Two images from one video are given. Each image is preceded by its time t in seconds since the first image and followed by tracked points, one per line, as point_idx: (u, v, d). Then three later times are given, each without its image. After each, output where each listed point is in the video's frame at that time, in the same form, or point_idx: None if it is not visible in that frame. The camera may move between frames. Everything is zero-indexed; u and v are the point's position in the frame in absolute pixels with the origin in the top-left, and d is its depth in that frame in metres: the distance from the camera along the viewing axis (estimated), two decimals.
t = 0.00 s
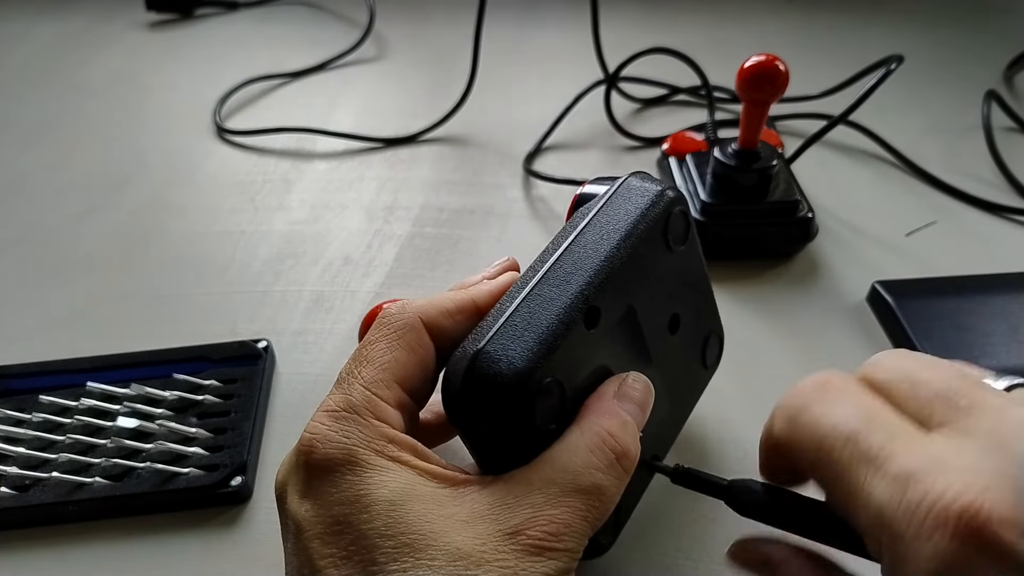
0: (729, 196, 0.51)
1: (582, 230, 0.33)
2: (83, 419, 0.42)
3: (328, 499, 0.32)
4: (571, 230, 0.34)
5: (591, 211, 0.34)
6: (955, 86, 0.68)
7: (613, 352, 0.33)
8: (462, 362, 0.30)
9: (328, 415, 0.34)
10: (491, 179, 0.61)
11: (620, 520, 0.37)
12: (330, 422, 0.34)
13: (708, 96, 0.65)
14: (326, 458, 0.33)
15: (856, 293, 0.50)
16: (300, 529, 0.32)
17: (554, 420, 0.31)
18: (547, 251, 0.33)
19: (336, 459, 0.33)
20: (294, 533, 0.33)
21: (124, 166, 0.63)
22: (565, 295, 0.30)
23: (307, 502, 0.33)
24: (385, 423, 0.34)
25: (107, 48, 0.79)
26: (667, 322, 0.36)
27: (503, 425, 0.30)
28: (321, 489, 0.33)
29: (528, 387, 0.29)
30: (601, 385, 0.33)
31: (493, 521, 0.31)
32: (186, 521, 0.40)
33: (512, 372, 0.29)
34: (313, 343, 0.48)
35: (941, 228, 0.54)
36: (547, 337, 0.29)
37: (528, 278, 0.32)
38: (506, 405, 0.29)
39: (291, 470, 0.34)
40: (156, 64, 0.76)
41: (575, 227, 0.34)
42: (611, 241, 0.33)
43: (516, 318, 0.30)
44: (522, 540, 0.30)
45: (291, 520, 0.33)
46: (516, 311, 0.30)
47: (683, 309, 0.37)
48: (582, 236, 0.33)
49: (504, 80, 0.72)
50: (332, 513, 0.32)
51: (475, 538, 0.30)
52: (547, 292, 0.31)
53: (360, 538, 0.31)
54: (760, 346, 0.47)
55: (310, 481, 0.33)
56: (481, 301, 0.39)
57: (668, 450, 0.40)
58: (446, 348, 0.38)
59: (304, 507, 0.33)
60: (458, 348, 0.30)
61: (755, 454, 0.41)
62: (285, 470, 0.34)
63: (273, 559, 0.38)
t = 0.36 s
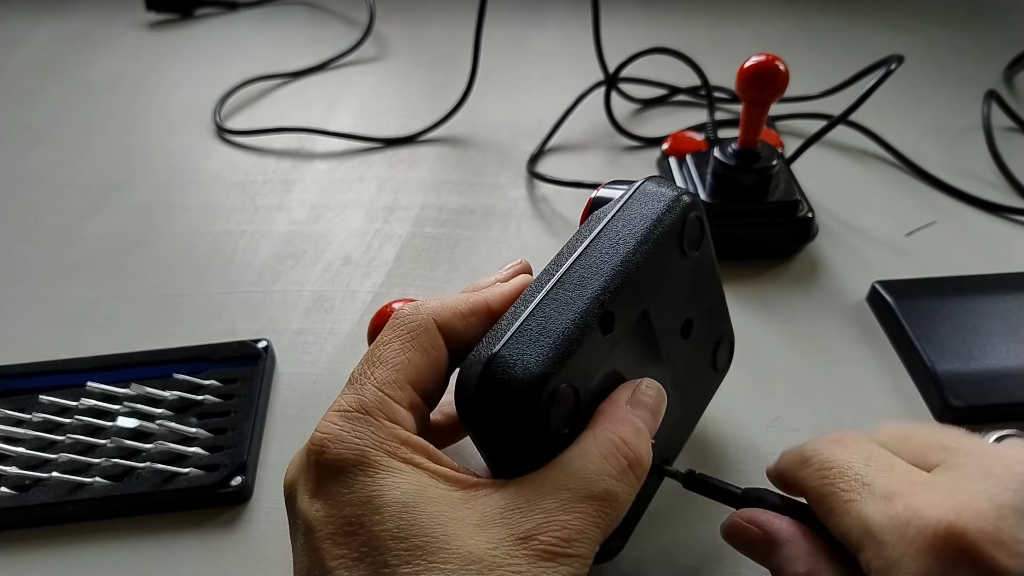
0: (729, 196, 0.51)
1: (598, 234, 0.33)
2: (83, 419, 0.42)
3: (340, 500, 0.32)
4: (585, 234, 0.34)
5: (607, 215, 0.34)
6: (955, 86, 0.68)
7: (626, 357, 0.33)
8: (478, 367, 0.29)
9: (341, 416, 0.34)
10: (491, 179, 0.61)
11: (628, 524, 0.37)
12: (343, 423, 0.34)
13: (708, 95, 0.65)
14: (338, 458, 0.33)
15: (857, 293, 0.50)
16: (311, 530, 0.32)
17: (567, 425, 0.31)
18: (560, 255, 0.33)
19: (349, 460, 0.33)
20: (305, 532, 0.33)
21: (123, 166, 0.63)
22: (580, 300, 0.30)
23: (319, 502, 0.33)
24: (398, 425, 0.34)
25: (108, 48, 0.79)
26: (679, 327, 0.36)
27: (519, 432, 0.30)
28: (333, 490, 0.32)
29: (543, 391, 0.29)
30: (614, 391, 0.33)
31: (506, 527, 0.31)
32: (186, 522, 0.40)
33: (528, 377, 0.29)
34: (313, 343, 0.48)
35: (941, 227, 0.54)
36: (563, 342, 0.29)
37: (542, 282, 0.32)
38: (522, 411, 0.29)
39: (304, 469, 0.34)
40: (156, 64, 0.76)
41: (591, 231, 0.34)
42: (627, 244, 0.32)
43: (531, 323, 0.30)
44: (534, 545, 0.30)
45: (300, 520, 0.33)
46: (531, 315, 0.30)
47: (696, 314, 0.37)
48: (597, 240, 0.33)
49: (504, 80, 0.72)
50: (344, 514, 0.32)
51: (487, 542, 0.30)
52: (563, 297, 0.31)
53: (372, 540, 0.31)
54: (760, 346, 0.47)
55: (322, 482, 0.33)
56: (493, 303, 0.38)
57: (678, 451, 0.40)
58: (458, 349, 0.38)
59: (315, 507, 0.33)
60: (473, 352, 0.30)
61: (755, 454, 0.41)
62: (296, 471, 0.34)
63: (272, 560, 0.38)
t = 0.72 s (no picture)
0: (729, 197, 0.52)
1: (618, 249, 0.33)
2: (83, 419, 0.42)
3: (349, 494, 0.32)
4: (606, 250, 0.34)
5: (628, 233, 0.35)
6: (955, 86, 0.68)
7: (637, 372, 0.33)
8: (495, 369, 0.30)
9: (355, 411, 0.34)
10: (490, 179, 0.61)
11: (628, 534, 0.37)
12: (356, 419, 0.34)
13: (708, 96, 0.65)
14: (348, 451, 0.33)
15: (857, 293, 0.50)
16: (317, 523, 0.32)
17: (578, 431, 0.31)
18: (581, 267, 0.33)
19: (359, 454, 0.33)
20: (311, 524, 0.33)
21: (124, 166, 0.63)
22: (601, 310, 0.30)
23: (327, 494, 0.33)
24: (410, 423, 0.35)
25: (108, 48, 0.79)
26: (688, 348, 0.36)
27: (529, 434, 0.30)
28: (343, 483, 0.33)
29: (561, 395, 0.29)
30: (619, 402, 0.33)
31: (507, 522, 0.31)
32: (186, 522, 0.40)
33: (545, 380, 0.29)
34: (313, 343, 0.48)
35: (941, 227, 0.54)
36: (581, 350, 0.29)
37: (561, 291, 0.32)
38: (535, 414, 0.29)
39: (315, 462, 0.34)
40: (156, 64, 0.76)
41: (610, 246, 0.34)
42: (648, 262, 0.33)
43: (549, 330, 0.30)
44: (533, 546, 0.30)
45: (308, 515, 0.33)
46: (549, 323, 0.30)
47: (703, 337, 0.37)
48: (617, 255, 0.33)
49: (503, 80, 0.72)
50: (350, 508, 0.32)
51: (487, 542, 0.30)
52: (584, 307, 0.31)
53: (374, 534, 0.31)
54: (761, 347, 0.47)
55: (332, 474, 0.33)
56: (509, 313, 0.39)
57: (678, 463, 0.40)
58: (471, 356, 0.38)
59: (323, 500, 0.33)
60: (489, 354, 0.30)
61: (755, 454, 0.41)
62: (307, 465, 0.34)
63: (272, 559, 0.38)
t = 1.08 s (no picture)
0: (728, 196, 0.52)
1: (636, 257, 0.38)
2: (84, 419, 0.42)
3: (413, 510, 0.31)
4: (629, 261, 0.38)
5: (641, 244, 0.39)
6: (954, 87, 0.68)
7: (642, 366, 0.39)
8: (562, 379, 0.33)
9: (432, 422, 0.31)
10: (491, 179, 0.61)
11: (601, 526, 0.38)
12: (466, 431, 0.31)
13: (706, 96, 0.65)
14: (452, 463, 0.30)
15: (856, 293, 0.50)
16: (368, 528, 0.32)
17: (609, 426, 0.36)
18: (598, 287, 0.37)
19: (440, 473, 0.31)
20: (421, 540, 0.31)
21: (125, 167, 0.63)
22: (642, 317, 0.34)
23: (392, 505, 0.31)
24: (504, 437, 0.31)
25: (109, 49, 0.79)
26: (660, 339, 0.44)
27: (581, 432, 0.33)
28: (412, 498, 0.31)
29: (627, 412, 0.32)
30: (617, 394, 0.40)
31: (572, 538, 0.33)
32: (186, 521, 0.40)
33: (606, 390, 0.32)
34: (314, 343, 0.48)
35: (940, 227, 0.55)
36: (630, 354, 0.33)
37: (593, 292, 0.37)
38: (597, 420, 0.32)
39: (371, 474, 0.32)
40: (157, 65, 0.77)
41: (628, 255, 0.38)
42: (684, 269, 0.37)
43: (597, 342, 0.33)
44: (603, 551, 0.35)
45: (357, 513, 0.32)
46: (594, 331, 0.34)
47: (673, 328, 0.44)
48: (636, 263, 0.37)
49: (504, 81, 0.73)
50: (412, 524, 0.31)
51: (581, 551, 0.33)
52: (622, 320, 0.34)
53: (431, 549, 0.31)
54: (760, 346, 0.47)
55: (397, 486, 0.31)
56: (523, 247, 0.39)
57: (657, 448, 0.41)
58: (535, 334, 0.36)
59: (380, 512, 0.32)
60: (542, 359, 0.34)
61: (754, 453, 0.41)
62: (362, 465, 0.31)
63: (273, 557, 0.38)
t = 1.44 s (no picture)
0: (729, 196, 0.52)
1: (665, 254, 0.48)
2: (84, 419, 0.42)
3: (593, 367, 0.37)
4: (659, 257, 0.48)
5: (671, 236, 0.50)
6: (954, 86, 0.68)
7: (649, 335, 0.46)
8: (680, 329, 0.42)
9: (665, 323, 0.39)
10: (491, 179, 0.61)
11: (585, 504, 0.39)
12: (681, 332, 0.39)
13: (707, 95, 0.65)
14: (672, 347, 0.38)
15: (856, 293, 0.50)
16: (569, 360, 0.37)
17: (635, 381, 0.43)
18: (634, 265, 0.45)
19: (652, 347, 0.38)
20: (636, 397, 0.37)
21: (125, 167, 0.63)
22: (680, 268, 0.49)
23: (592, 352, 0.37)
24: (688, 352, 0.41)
25: (108, 49, 0.79)
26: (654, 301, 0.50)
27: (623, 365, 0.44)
28: (606, 355, 0.37)
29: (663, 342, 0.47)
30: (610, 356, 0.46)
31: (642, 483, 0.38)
32: (185, 522, 0.40)
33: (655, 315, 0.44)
34: (313, 343, 0.48)
35: (940, 227, 0.55)
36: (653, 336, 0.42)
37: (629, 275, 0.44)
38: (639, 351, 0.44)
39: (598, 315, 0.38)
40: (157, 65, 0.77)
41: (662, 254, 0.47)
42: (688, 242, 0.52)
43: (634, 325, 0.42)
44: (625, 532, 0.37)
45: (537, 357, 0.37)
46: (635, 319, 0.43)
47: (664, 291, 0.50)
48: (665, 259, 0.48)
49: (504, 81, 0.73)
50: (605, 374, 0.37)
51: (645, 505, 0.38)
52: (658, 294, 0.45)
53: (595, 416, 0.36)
54: (760, 346, 0.47)
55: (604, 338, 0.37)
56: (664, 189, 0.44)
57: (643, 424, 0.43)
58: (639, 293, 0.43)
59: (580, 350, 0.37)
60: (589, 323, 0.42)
61: (754, 453, 0.41)
62: (604, 304, 0.38)
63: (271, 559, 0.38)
